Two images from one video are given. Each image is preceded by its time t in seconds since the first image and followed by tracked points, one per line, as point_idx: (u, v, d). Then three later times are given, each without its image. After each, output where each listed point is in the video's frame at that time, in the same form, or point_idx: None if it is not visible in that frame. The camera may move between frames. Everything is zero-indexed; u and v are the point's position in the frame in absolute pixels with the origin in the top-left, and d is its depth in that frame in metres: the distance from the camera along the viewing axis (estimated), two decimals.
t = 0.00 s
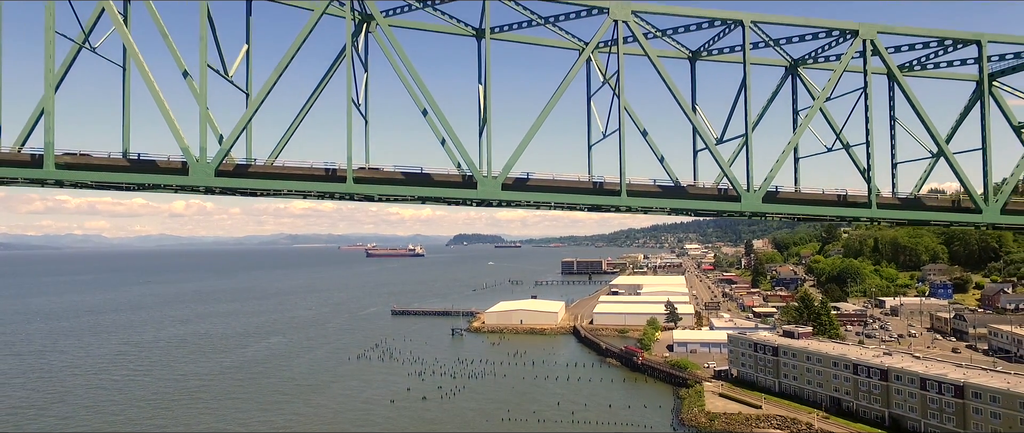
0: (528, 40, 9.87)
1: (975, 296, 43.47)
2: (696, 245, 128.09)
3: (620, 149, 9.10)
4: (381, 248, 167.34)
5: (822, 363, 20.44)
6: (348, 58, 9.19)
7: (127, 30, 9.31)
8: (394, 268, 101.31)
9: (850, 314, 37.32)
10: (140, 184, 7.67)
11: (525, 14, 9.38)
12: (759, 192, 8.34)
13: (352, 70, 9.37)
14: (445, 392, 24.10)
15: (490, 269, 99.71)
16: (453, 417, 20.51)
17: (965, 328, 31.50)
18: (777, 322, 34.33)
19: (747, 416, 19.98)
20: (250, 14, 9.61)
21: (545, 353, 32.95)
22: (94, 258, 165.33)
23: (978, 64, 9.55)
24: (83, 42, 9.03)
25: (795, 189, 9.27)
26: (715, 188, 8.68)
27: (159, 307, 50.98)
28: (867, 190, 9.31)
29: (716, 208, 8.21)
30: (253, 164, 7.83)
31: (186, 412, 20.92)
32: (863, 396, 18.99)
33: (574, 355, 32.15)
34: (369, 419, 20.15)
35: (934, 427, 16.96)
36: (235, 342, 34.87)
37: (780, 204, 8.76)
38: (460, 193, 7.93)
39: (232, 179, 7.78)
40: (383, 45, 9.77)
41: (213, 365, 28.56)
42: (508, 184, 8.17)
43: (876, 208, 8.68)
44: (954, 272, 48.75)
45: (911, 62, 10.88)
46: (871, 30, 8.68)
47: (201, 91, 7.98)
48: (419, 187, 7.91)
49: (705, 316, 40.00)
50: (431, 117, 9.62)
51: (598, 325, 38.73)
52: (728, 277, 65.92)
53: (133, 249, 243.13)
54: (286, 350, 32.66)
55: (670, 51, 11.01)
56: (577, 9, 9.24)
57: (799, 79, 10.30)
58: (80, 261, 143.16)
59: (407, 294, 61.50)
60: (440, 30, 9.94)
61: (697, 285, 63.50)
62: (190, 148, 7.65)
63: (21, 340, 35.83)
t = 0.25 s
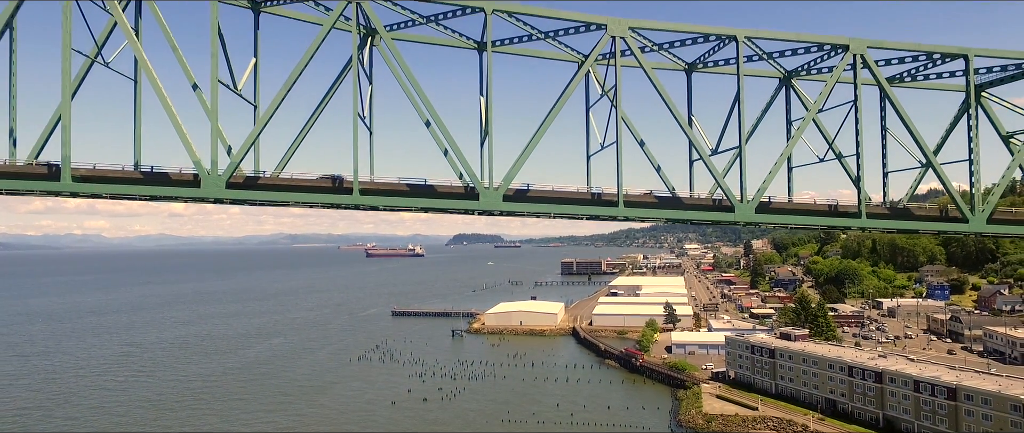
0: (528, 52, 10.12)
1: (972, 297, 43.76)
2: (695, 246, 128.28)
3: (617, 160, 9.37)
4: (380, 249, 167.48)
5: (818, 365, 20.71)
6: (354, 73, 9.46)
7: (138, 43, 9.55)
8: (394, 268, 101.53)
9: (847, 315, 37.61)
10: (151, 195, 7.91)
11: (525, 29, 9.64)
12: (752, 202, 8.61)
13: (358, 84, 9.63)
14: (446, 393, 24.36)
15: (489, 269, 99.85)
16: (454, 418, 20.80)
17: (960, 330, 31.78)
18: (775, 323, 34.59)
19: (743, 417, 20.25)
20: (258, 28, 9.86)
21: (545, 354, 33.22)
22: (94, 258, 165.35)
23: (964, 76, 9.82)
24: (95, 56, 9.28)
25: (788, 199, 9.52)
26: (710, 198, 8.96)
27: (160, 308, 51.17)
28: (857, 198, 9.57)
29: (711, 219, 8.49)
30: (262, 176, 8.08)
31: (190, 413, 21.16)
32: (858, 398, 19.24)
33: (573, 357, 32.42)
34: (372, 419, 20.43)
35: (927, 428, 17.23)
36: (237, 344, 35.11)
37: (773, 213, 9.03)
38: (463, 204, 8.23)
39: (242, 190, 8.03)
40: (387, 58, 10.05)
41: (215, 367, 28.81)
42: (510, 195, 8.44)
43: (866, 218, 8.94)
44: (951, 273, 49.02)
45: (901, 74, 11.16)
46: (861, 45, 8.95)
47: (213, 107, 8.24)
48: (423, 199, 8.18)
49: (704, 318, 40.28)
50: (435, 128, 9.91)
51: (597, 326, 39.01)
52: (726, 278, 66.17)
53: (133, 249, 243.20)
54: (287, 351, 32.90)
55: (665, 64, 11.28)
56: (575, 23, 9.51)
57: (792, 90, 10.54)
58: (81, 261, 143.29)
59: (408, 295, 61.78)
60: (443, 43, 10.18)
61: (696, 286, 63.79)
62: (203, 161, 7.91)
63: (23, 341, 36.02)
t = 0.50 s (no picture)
0: (529, 65, 10.38)
1: (969, 299, 44.02)
2: (695, 246, 128.52)
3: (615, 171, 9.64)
4: (381, 249, 167.73)
5: (814, 368, 20.98)
6: (360, 87, 9.75)
7: (148, 57, 9.81)
8: (394, 269, 101.74)
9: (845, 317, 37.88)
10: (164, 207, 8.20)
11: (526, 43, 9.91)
12: (745, 212, 8.89)
13: (363, 97, 9.92)
14: (447, 395, 24.63)
15: (489, 270, 100.16)
16: (455, 419, 21.08)
17: (956, 332, 32.07)
18: (773, 325, 34.88)
19: (741, 419, 20.52)
20: (265, 42, 10.13)
21: (545, 355, 33.48)
22: (94, 258, 165.40)
23: (952, 89, 10.10)
24: (106, 69, 9.52)
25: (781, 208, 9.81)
26: (704, 209, 9.27)
27: (162, 309, 51.42)
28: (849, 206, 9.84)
29: (705, 228, 8.78)
30: (271, 187, 8.35)
31: (195, 415, 21.41)
32: (854, 400, 19.51)
33: (573, 358, 32.69)
34: (374, 420, 20.71)
35: (920, 430, 17.51)
36: (240, 345, 35.36)
37: (766, 223, 9.32)
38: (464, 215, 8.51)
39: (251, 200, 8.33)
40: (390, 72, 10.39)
41: (219, 368, 29.07)
42: (511, 206, 8.72)
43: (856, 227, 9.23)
44: (948, 275, 49.29)
45: (891, 86, 11.44)
46: (851, 60, 9.24)
47: (225, 124, 8.60)
48: (427, 209, 8.46)
49: (703, 319, 40.55)
50: (437, 139, 10.21)
51: (596, 328, 39.29)
52: (726, 279, 66.46)
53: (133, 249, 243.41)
54: (289, 352, 33.16)
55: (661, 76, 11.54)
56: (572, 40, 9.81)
57: (786, 101, 10.79)
58: (81, 261, 143.39)
59: (408, 295, 62.05)
60: (445, 56, 10.44)
61: (695, 287, 64.05)
62: (214, 175, 8.20)
63: (26, 343, 36.25)
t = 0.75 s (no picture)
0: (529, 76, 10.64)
1: (966, 300, 44.30)
2: (695, 247, 128.80)
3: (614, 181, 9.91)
4: (381, 249, 167.97)
5: (811, 370, 21.24)
6: (365, 100, 10.04)
7: (158, 69, 10.08)
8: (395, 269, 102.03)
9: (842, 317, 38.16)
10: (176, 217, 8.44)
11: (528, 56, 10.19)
12: (739, 222, 9.17)
13: (367, 110, 10.23)
14: (448, 396, 24.90)
15: (489, 270, 100.45)
16: (456, 421, 21.32)
17: (953, 333, 32.37)
18: (770, 326, 35.15)
19: (738, 421, 20.77)
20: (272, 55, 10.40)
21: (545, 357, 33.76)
22: (94, 258, 165.53)
23: (940, 101, 10.38)
24: (118, 82, 9.77)
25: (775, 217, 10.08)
26: (700, 219, 9.54)
27: (163, 310, 51.63)
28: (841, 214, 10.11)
29: (700, 238, 9.05)
30: (279, 198, 8.62)
31: (200, 416, 21.67)
32: (850, 402, 19.78)
33: (573, 359, 32.95)
34: (376, 422, 20.95)
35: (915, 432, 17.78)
36: (242, 346, 35.62)
37: (760, 232, 9.63)
38: (467, 225, 8.78)
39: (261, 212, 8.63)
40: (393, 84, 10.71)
41: (221, 369, 29.31)
42: (512, 216, 8.99)
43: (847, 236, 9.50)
44: (946, 276, 49.57)
45: (883, 97, 11.72)
46: (842, 73, 9.53)
47: (235, 138, 8.92)
48: (429, 219, 8.76)
49: (701, 320, 40.83)
50: (440, 149, 10.55)
51: (596, 329, 39.56)
52: (725, 279, 66.77)
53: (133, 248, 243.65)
54: (291, 354, 33.41)
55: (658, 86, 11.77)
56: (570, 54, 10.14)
57: (780, 112, 11.04)
58: (81, 261, 143.56)
59: (408, 296, 62.32)
60: (448, 68, 10.70)
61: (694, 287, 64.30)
62: (225, 187, 8.50)
63: (29, 344, 36.47)
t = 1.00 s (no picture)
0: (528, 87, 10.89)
1: (964, 301, 44.55)
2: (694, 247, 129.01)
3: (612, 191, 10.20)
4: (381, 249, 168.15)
5: (807, 372, 21.52)
6: (370, 112, 10.33)
7: (168, 82, 10.35)
8: (395, 269, 102.29)
9: (840, 319, 38.42)
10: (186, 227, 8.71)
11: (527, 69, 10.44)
12: (734, 231, 9.46)
13: (372, 120, 10.52)
14: (449, 398, 25.18)
15: (490, 270, 100.68)
16: (458, 422, 21.57)
17: (949, 334, 32.64)
18: (769, 328, 35.45)
19: (736, 422, 21.04)
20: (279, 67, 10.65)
21: (545, 358, 34.04)
22: (94, 258, 165.62)
23: (930, 112, 10.67)
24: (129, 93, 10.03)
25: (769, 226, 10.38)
26: (696, 227, 9.83)
27: (165, 311, 51.83)
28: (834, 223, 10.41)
29: (696, 246, 9.34)
30: (287, 208, 8.92)
31: (205, 417, 21.91)
32: (845, 404, 20.06)
33: (573, 360, 33.22)
34: (379, 423, 21.20)
35: None
36: (244, 347, 35.84)
37: (754, 241, 9.92)
38: (469, 234, 9.07)
39: (269, 222, 8.92)
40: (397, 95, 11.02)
41: (224, 370, 29.57)
42: (513, 225, 9.29)
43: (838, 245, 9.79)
44: (943, 277, 49.83)
45: (874, 107, 12.03)
46: (834, 87, 9.87)
47: (244, 152, 9.24)
48: (433, 229, 9.06)
49: (700, 321, 41.12)
50: (442, 160, 10.88)
51: (595, 330, 39.83)
52: (724, 280, 67.03)
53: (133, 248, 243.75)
54: (293, 355, 33.66)
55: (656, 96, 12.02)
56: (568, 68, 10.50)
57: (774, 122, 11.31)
58: (82, 261, 143.65)
59: (409, 296, 62.58)
60: (449, 80, 10.96)
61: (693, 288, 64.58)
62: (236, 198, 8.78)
63: (33, 344, 36.67)
